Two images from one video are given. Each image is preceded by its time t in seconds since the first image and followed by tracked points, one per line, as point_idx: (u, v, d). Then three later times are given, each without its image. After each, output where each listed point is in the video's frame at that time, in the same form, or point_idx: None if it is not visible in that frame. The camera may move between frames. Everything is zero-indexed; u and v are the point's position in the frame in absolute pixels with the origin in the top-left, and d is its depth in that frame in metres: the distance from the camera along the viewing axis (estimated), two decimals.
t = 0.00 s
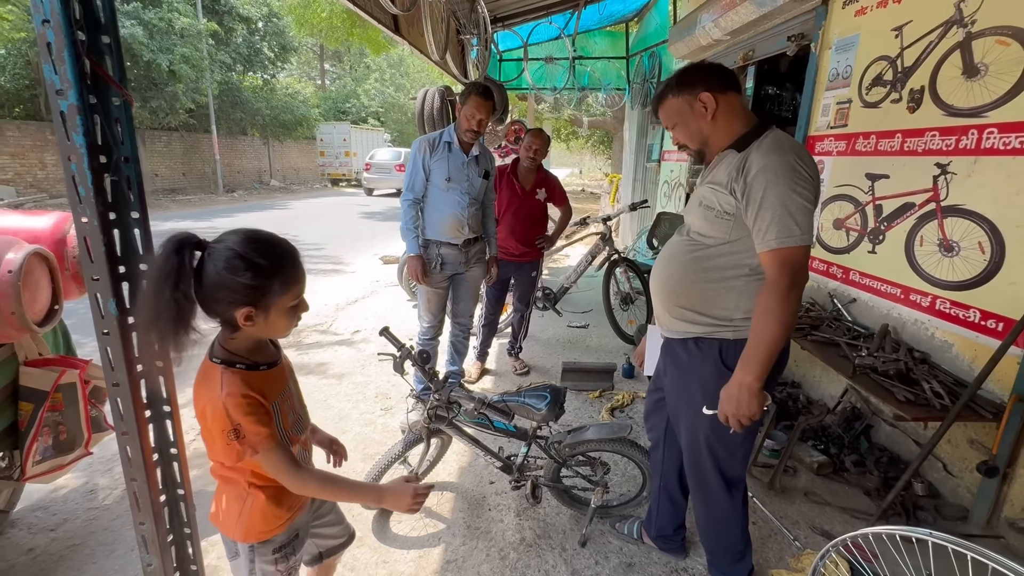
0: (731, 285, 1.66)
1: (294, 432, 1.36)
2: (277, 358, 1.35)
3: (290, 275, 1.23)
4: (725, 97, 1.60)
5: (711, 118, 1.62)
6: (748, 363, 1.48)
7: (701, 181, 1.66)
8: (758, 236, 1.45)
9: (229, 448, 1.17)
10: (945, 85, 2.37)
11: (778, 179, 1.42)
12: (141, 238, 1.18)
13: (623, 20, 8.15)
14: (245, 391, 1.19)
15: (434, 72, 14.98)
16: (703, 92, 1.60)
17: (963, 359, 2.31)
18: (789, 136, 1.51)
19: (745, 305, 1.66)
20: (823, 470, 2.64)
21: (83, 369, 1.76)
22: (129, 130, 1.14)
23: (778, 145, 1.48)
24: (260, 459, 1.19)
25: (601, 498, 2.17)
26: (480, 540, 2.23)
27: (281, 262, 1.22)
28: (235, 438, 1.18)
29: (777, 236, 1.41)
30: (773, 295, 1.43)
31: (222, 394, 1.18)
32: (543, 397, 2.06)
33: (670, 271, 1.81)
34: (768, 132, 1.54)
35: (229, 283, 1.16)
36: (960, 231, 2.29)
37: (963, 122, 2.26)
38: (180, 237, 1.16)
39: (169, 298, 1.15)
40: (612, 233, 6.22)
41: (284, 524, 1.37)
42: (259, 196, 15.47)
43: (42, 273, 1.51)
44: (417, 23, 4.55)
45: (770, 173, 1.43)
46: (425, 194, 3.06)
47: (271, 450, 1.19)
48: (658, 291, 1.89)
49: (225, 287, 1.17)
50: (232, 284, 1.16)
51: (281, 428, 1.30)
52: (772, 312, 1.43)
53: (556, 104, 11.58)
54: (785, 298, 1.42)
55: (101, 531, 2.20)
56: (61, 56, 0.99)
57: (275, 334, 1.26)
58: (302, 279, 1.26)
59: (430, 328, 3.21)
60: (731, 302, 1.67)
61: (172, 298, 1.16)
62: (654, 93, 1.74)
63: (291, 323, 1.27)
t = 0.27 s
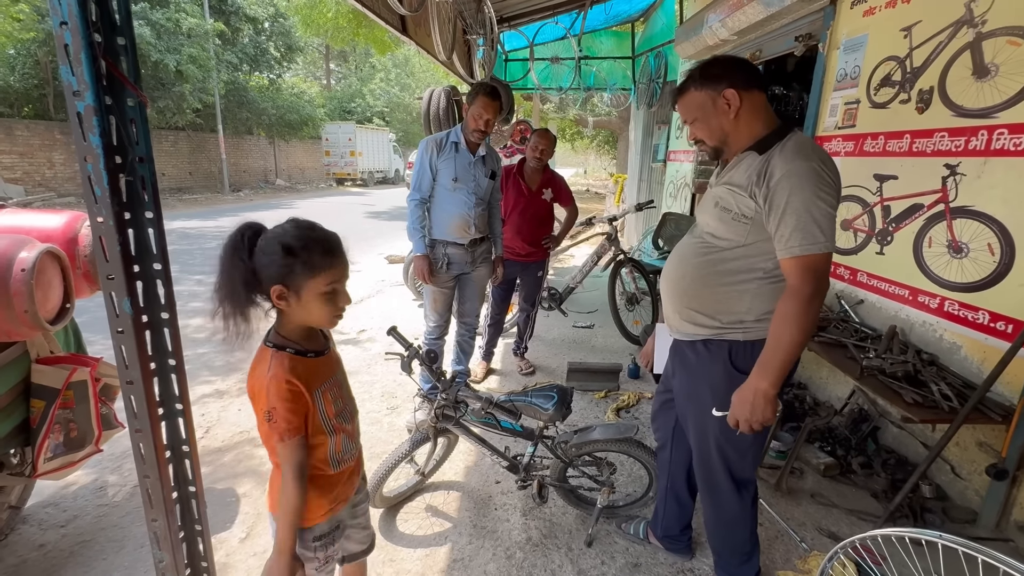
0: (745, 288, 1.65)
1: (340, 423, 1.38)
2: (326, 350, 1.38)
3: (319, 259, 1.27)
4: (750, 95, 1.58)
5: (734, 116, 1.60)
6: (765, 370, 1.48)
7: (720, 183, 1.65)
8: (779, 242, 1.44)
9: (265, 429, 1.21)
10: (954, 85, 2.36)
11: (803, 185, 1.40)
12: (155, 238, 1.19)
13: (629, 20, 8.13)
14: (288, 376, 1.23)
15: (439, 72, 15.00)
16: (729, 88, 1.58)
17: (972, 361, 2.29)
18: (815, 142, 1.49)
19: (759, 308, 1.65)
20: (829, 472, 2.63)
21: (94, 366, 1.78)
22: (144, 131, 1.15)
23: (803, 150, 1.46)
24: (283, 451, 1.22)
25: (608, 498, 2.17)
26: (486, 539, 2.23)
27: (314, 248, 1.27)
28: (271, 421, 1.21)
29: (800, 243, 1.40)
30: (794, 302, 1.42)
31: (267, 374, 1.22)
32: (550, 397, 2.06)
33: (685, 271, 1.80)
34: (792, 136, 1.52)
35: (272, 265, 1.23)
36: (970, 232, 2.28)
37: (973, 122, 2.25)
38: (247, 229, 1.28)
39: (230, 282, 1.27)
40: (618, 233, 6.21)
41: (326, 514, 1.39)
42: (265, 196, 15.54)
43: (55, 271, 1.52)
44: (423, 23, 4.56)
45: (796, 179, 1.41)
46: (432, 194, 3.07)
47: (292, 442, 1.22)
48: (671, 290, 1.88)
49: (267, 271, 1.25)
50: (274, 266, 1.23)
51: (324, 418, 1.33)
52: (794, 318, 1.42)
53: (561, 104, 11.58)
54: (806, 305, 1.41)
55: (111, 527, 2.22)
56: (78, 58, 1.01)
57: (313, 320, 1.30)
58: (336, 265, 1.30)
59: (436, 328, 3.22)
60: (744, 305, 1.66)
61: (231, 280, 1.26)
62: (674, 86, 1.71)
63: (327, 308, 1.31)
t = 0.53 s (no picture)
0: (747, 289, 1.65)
1: (346, 422, 1.37)
2: (342, 347, 1.38)
3: (306, 241, 1.28)
4: (760, 93, 1.59)
5: (743, 114, 1.61)
6: (763, 370, 1.48)
7: (723, 180, 1.64)
8: (785, 244, 1.44)
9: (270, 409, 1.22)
10: (957, 86, 2.35)
11: (811, 187, 1.40)
12: (157, 237, 1.20)
13: (631, 20, 8.13)
14: (298, 364, 1.23)
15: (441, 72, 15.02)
16: (740, 84, 1.57)
17: (974, 363, 2.29)
18: (822, 143, 1.50)
19: (760, 309, 1.65)
20: (830, 472, 2.63)
21: (97, 365, 1.78)
22: (147, 131, 1.16)
23: (811, 152, 1.46)
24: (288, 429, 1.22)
25: (608, 498, 2.18)
26: (487, 539, 2.24)
27: (308, 233, 1.29)
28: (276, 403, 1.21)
29: (806, 245, 1.40)
30: (797, 304, 1.42)
31: (278, 358, 1.23)
32: (550, 397, 2.06)
33: (687, 269, 1.79)
34: (800, 137, 1.52)
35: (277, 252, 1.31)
36: (972, 233, 2.28)
37: (976, 123, 2.24)
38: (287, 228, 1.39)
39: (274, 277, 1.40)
40: (619, 233, 6.22)
41: (324, 514, 1.38)
42: (267, 195, 15.57)
43: (58, 270, 1.53)
44: (425, 23, 4.56)
45: (804, 181, 1.41)
46: (433, 194, 3.07)
47: (300, 425, 1.22)
48: (671, 288, 1.88)
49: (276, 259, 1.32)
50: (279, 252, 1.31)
51: (332, 414, 1.32)
52: (794, 320, 1.42)
53: (563, 105, 11.58)
54: (808, 307, 1.41)
55: (113, 525, 2.23)
56: (81, 58, 1.01)
57: (307, 304, 1.29)
58: (328, 248, 1.29)
59: (437, 327, 3.23)
60: (745, 306, 1.66)
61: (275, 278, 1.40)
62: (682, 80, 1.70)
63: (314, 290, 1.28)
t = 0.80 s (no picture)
0: (747, 290, 1.65)
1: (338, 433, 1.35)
2: (336, 354, 1.37)
3: (293, 244, 1.26)
4: (768, 91, 1.58)
5: (750, 112, 1.60)
6: (765, 372, 1.48)
7: (726, 179, 1.64)
8: (788, 245, 1.43)
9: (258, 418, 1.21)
10: (958, 87, 2.35)
11: (815, 189, 1.40)
12: (157, 237, 1.20)
13: (632, 21, 8.13)
14: (287, 373, 1.22)
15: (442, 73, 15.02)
16: (748, 82, 1.57)
17: (974, 364, 2.29)
18: (827, 145, 1.49)
19: (760, 310, 1.65)
20: (830, 473, 2.63)
21: (97, 365, 1.79)
22: (148, 131, 1.16)
23: (817, 153, 1.46)
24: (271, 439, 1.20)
25: (608, 498, 2.18)
26: (487, 539, 2.24)
27: (295, 236, 1.28)
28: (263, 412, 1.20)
29: (809, 248, 1.40)
30: (798, 305, 1.42)
31: (267, 365, 1.23)
32: (550, 397, 2.06)
33: (688, 268, 1.78)
34: (805, 139, 1.52)
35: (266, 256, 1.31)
36: (973, 234, 2.28)
37: (977, 124, 2.24)
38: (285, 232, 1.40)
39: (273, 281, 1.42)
40: (619, 234, 6.22)
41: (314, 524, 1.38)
42: (268, 196, 15.58)
43: (59, 270, 1.53)
44: (426, 24, 4.56)
45: (809, 183, 1.41)
46: (433, 194, 3.08)
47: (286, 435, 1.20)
48: (671, 287, 1.87)
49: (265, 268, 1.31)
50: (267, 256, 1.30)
51: (323, 425, 1.31)
52: (795, 321, 1.42)
53: (564, 105, 11.59)
54: (810, 310, 1.41)
55: (114, 525, 2.23)
56: (82, 59, 1.02)
57: (296, 309, 1.28)
58: (316, 250, 1.28)
59: (437, 327, 3.23)
60: (746, 306, 1.66)
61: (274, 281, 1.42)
62: (689, 76, 1.70)
63: (300, 294, 1.27)
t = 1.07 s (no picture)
0: (752, 291, 1.64)
1: (332, 442, 1.34)
2: (326, 364, 1.34)
3: (261, 255, 1.22)
4: (777, 91, 1.57)
5: (759, 111, 1.59)
6: (773, 376, 1.46)
7: (731, 179, 1.63)
8: (796, 247, 1.43)
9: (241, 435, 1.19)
10: (957, 88, 2.35)
11: (824, 191, 1.39)
12: (154, 237, 1.19)
13: (631, 22, 8.14)
14: (271, 392, 1.19)
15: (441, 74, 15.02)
16: (758, 80, 1.55)
17: (974, 365, 2.28)
18: (835, 147, 1.49)
19: (765, 311, 1.65)
20: (830, 474, 2.62)
21: (94, 366, 1.78)
22: (144, 131, 1.16)
23: (825, 155, 1.45)
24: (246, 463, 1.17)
25: (607, 500, 2.17)
26: (485, 541, 2.23)
27: (263, 246, 1.24)
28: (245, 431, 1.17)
29: (817, 251, 1.39)
30: (806, 308, 1.41)
31: (251, 383, 1.20)
32: (549, 398, 2.05)
33: (692, 268, 1.78)
34: (813, 140, 1.51)
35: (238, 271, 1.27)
36: (972, 235, 2.27)
37: (976, 125, 2.24)
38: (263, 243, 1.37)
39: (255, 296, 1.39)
40: (619, 235, 6.22)
41: (314, 532, 1.37)
42: (267, 196, 15.58)
43: (55, 270, 1.52)
44: (425, 25, 4.56)
45: (819, 185, 1.40)
46: (431, 194, 3.07)
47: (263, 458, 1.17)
48: (674, 287, 1.87)
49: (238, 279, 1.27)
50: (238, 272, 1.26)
51: (315, 436, 1.29)
52: (802, 324, 1.42)
53: (563, 106, 11.59)
54: (817, 313, 1.41)
55: (111, 527, 2.22)
56: (78, 58, 1.01)
57: (276, 324, 1.25)
58: (285, 259, 1.24)
59: (436, 328, 3.22)
60: (751, 308, 1.65)
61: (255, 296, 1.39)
62: (696, 72, 1.67)
63: (277, 309, 1.23)
